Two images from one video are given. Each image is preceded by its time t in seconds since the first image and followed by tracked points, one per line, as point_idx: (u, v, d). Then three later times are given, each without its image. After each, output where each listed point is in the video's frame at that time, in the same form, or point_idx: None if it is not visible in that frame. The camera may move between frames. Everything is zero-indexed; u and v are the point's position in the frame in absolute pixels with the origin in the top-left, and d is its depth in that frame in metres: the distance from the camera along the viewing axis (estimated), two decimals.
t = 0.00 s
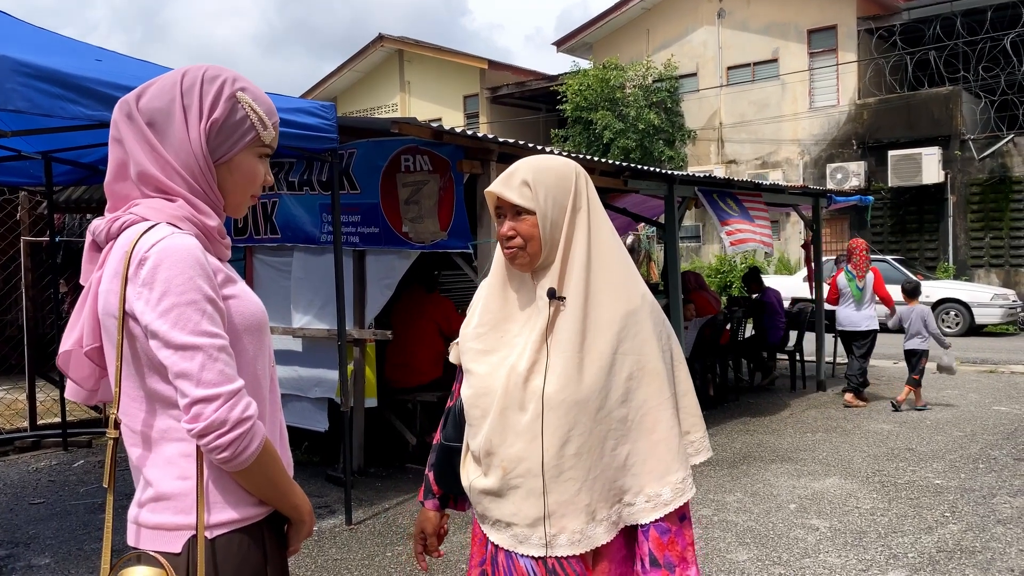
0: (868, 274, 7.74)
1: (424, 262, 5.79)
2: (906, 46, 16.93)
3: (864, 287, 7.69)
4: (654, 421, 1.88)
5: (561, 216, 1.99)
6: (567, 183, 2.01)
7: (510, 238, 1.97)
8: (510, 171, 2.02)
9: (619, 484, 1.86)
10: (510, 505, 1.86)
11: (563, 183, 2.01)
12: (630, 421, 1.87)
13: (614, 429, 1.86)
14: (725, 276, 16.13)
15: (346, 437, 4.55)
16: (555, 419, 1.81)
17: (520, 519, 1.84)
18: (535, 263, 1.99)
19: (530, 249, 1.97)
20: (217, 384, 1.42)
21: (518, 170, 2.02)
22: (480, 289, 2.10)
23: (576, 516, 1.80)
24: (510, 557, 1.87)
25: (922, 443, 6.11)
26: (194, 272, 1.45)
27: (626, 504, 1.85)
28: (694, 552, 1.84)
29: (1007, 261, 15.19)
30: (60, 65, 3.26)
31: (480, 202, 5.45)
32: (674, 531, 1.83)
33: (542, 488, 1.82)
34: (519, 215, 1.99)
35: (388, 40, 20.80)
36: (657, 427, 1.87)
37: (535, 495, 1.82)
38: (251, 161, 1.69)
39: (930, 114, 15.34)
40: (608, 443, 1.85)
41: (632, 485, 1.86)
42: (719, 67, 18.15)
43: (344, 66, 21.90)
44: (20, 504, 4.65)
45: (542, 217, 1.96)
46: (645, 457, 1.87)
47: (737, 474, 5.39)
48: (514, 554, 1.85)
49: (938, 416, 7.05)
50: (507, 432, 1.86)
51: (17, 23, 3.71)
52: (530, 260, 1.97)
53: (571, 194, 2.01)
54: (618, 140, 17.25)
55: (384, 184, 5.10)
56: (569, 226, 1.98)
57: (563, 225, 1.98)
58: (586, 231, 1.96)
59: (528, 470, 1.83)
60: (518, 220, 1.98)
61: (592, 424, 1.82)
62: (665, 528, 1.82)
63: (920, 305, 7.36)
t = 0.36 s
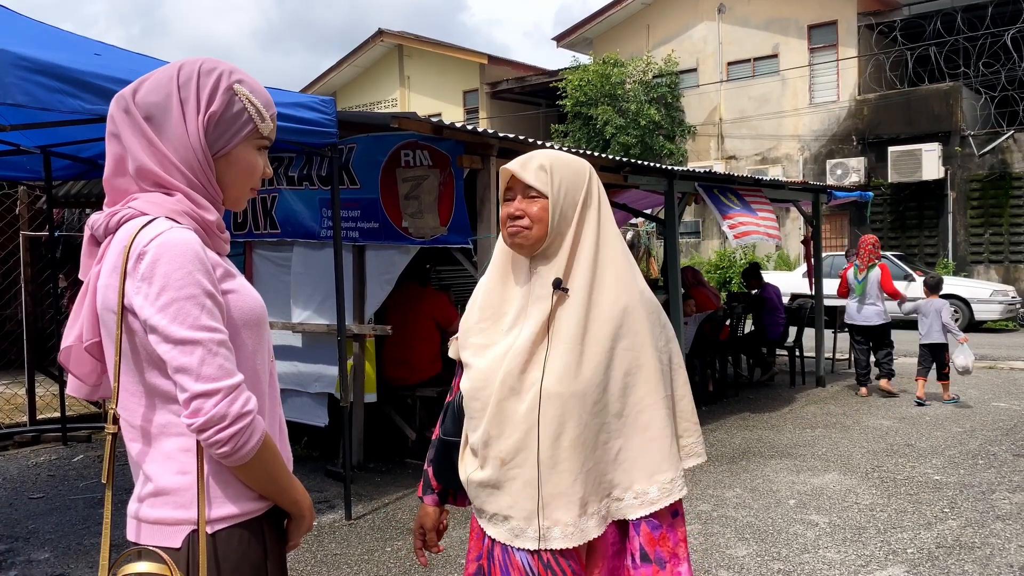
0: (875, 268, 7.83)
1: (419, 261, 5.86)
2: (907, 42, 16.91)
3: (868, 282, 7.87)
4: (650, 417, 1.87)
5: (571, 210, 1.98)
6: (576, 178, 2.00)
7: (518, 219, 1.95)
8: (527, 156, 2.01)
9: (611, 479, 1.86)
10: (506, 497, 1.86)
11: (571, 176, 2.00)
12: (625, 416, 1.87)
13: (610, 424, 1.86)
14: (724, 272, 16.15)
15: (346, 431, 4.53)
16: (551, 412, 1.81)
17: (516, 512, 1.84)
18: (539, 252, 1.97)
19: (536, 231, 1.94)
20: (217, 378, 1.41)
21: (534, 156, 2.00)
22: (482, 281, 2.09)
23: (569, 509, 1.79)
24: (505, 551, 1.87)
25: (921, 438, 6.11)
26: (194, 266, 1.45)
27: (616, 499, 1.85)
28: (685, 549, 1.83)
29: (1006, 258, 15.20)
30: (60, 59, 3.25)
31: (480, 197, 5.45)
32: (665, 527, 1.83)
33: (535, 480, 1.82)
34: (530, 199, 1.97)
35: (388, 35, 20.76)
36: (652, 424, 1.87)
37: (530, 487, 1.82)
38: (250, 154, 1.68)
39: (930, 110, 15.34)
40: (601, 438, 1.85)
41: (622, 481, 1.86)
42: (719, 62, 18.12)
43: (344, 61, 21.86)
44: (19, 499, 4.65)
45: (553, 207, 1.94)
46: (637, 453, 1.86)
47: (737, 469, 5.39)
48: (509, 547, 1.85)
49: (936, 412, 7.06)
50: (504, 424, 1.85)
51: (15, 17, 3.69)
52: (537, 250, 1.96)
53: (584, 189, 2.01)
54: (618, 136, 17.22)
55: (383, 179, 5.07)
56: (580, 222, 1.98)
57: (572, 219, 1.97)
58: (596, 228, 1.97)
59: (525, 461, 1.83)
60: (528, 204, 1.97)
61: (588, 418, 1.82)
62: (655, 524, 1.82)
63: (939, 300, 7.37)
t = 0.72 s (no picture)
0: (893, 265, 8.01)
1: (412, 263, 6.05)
2: (907, 39, 16.90)
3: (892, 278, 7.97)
4: (652, 418, 1.87)
5: (577, 210, 1.98)
6: (587, 177, 2.00)
7: (529, 221, 1.94)
8: (539, 154, 2.00)
9: (613, 479, 1.86)
10: (507, 496, 1.86)
11: (578, 175, 2.00)
12: (628, 417, 1.87)
13: (613, 424, 1.86)
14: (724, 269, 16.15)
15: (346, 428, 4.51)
16: (553, 412, 1.81)
17: (516, 510, 1.84)
18: (546, 252, 1.97)
19: (547, 234, 1.94)
20: (214, 375, 1.41)
21: (545, 154, 2.00)
22: (482, 278, 2.09)
23: (570, 509, 1.79)
24: (505, 549, 1.87)
25: (920, 436, 6.12)
26: (191, 263, 1.44)
27: (617, 500, 1.86)
28: (688, 549, 1.82)
29: (1006, 255, 15.20)
30: (60, 56, 3.23)
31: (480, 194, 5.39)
32: (669, 527, 1.81)
33: (538, 479, 1.82)
34: (541, 200, 1.97)
35: (387, 32, 20.73)
36: (655, 426, 1.86)
37: (532, 486, 1.82)
38: (245, 149, 1.68)
39: (930, 108, 15.33)
40: (604, 439, 1.85)
41: (625, 481, 1.86)
42: (719, 59, 18.11)
43: (344, 57, 21.83)
44: (19, 495, 4.65)
45: (565, 205, 1.94)
46: (640, 454, 1.86)
47: (736, 467, 5.40)
48: (508, 545, 1.86)
49: (936, 410, 7.07)
50: (507, 422, 1.85)
51: (16, 14, 3.68)
52: (544, 247, 1.95)
53: (589, 189, 2.00)
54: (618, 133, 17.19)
55: (383, 176, 5.09)
56: (589, 222, 1.98)
57: (583, 219, 1.98)
58: (602, 228, 1.96)
59: (527, 460, 1.83)
60: (540, 204, 1.96)
61: (591, 418, 1.82)
62: (660, 524, 1.81)
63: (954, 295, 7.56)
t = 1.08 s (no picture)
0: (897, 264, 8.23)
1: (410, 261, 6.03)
2: (907, 38, 16.90)
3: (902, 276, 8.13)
4: (655, 421, 1.87)
5: (578, 211, 1.97)
6: (582, 176, 1.99)
7: (525, 224, 1.95)
8: (535, 157, 2.00)
9: (617, 483, 1.86)
10: (505, 497, 1.86)
11: (577, 175, 1.99)
12: (631, 421, 1.87)
13: (615, 428, 1.86)
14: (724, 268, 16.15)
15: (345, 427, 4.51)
16: (554, 414, 1.81)
17: (515, 511, 1.84)
18: (544, 255, 1.97)
19: (542, 238, 1.94)
20: (209, 374, 1.41)
21: (542, 157, 1.99)
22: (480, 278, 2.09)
23: (571, 512, 1.80)
24: (503, 549, 1.87)
25: (920, 434, 6.12)
26: (186, 262, 1.44)
27: (620, 503, 1.86)
28: (691, 550, 1.84)
29: (1006, 254, 15.22)
30: (59, 55, 3.23)
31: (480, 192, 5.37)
32: (675, 528, 1.83)
33: (539, 482, 1.82)
34: (536, 205, 1.97)
35: (387, 30, 20.73)
36: (658, 430, 1.87)
37: (532, 489, 1.82)
38: (241, 148, 1.68)
39: (930, 106, 15.33)
40: (606, 442, 1.85)
41: (628, 485, 1.86)
42: (719, 58, 18.09)
43: (343, 56, 21.82)
44: (19, 493, 4.65)
45: (559, 210, 1.94)
46: (643, 458, 1.86)
47: (735, 465, 5.40)
48: (506, 546, 1.86)
49: (935, 408, 7.07)
50: (508, 423, 1.85)
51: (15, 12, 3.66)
52: (541, 250, 1.95)
53: (588, 189, 2.00)
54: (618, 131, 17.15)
55: (382, 174, 5.13)
56: (587, 222, 1.97)
57: (578, 220, 1.97)
58: (603, 227, 1.96)
59: (528, 463, 1.83)
60: (535, 209, 1.96)
61: (591, 421, 1.82)
62: (666, 525, 1.82)
63: (954, 296, 7.73)
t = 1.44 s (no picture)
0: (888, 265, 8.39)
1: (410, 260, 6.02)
2: (907, 37, 16.90)
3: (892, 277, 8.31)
4: (652, 417, 1.87)
5: (568, 209, 1.98)
6: (577, 175, 1.99)
7: (517, 226, 1.95)
8: (522, 157, 2.00)
9: (615, 480, 1.86)
10: (504, 497, 1.86)
11: (573, 174, 1.99)
12: (627, 418, 1.87)
13: (611, 426, 1.86)
14: (724, 267, 16.15)
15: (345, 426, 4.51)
16: (551, 413, 1.81)
17: (514, 511, 1.84)
18: (539, 255, 1.97)
19: (538, 238, 1.95)
20: (208, 373, 1.41)
21: (532, 156, 2.00)
22: (479, 278, 2.09)
23: (571, 511, 1.80)
24: (503, 548, 1.87)
25: (919, 433, 6.13)
26: (185, 261, 1.44)
27: (620, 501, 1.85)
28: (689, 546, 1.83)
29: (1006, 254, 15.22)
30: (59, 55, 3.22)
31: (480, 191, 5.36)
32: (672, 524, 1.82)
33: (537, 481, 1.82)
34: (526, 206, 1.97)
35: (387, 29, 20.73)
36: (654, 426, 1.86)
37: (530, 489, 1.82)
38: (241, 148, 1.68)
39: (930, 105, 15.34)
40: (603, 440, 1.85)
41: (627, 482, 1.86)
42: (719, 57, 18.08)
43: (343, 55, 21.83)
44: (19, 493, 4.65)
45: (554, 209, 1.95)
46: (641, 455, 1.86)
47: (736, 464, 5.40)
48: (506, 546, 1.86)
49: (935, 407, 7.07)
50: (506, 422, 1.86)
51: (16, 13, 3.66)
52: (536, 251, 1.96)
53: (585, 187, 2.00)
54: (618, 130, 17.13)
55: (382, 174, 5.15)
56: (582, 221, 1.97)
57: (574, 219, 1.97)
58: (594, 225, 1.96)
59: (525, 463, 1.83)
60: (525, 210, 1.96)
61: (589, 419, 1.82)
62: (663, 522, 1.81)
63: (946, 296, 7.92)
